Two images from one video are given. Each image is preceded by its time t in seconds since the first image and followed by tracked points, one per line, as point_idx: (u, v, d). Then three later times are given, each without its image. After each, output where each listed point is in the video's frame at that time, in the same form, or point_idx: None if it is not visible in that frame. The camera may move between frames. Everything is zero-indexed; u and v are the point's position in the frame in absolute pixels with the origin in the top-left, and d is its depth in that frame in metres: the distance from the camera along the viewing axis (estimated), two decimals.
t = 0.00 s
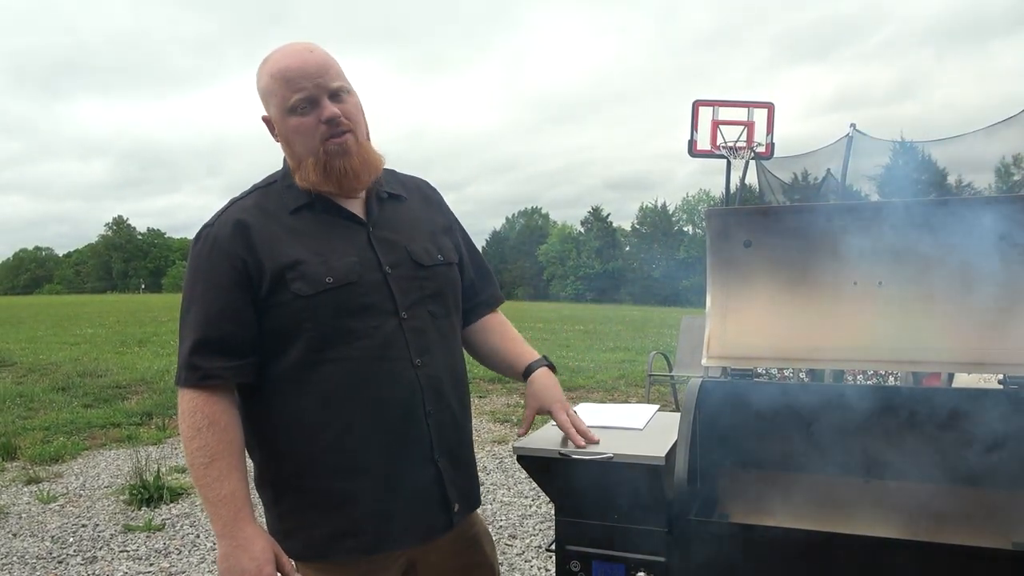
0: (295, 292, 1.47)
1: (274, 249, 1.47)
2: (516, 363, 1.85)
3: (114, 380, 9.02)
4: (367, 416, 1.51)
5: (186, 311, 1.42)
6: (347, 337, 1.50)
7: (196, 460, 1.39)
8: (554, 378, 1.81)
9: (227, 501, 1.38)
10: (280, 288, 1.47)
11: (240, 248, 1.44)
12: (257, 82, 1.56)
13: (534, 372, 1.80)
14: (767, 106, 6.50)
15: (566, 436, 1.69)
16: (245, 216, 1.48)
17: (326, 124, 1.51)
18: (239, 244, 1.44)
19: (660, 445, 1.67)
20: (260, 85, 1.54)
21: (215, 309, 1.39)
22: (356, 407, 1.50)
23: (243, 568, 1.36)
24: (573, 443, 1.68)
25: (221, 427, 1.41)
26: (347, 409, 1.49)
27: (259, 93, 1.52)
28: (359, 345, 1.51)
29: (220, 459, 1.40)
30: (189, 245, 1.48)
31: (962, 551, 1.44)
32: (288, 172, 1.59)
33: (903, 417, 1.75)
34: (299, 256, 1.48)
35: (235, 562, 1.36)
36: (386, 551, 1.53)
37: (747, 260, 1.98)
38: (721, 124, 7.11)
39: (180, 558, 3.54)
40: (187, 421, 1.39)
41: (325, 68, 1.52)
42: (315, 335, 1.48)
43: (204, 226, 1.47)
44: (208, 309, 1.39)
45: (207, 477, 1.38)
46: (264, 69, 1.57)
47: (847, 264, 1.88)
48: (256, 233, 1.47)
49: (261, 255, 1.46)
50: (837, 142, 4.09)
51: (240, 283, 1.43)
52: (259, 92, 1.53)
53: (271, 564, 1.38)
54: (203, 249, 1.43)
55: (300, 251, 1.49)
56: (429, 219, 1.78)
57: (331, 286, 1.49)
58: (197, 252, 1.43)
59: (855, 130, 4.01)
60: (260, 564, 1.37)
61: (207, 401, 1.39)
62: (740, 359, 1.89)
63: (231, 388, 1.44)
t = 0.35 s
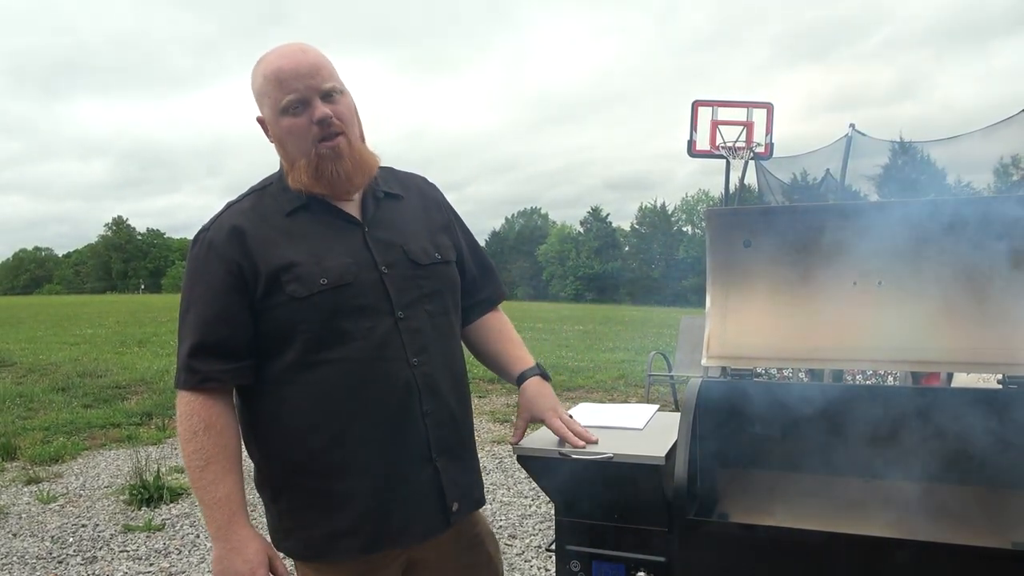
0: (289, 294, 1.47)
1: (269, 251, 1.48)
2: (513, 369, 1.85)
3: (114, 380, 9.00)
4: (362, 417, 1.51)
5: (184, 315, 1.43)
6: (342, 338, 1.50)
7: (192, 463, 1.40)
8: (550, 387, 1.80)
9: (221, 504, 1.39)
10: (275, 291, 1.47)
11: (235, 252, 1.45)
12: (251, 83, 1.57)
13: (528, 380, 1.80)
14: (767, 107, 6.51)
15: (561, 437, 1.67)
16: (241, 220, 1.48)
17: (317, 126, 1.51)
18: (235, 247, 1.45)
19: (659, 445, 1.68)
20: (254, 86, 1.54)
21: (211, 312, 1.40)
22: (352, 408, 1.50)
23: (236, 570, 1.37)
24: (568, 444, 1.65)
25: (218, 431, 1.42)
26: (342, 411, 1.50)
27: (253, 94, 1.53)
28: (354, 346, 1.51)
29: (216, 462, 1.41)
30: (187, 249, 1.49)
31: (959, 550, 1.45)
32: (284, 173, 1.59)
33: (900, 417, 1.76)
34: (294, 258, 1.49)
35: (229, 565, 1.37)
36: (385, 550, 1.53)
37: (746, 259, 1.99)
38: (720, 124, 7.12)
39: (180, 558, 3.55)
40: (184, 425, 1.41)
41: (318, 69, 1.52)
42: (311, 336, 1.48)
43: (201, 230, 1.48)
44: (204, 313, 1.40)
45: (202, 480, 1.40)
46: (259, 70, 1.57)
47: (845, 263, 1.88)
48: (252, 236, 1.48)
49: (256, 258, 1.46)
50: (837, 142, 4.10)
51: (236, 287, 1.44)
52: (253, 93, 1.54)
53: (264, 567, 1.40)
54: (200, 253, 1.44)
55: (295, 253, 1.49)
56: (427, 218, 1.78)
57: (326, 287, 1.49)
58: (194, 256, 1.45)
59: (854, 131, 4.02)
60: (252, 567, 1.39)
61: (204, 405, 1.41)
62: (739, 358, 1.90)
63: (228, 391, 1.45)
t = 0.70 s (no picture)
0: (288, 296, 1.47)
1: (268, 253, 1.48)
2: (514, 367, 1.85)
3: (112, 380, 8.99)
4: (360, 419, 1.51)
5: (183, 315, 1.43)
6: (341, 340, 1.50)
7: (190, 464, 1.40)
8: (550, 387, 1.80)
9: (219, 505, 1.39)
10: (274, 293, 1.47)
11: (234, 253, 1.45)
12: (253, 81, 1.57)
13: (528, 380, 1.80)
14: (767, 107, 6.53)
15: (561, 437, 1.67)
16: (240, 220, 1.48)
17: (317, 126, 1.51)
18: (234, 248, 1.45)
19: (659, 445, 1.67)
20: (255, 84, 1.54)
21: (210, 314, 1.40)
22: (350, 410, 1.50)
23: (233, 572, 1.37)
24: (568, 444, 1.65)
25: (217, 431, 1.42)
26: (341, 412, 1.50)
27: (253, 92, 1.53)
28: (353, 348, 1.51)
29: (214, 463, 1.41)
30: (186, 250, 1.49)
31: (957, 550, 1.45)
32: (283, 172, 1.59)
33: (899, 418, 1.76)
34: (293, 260, 1.49)
35: (225, 566, 1.37)
36: (383, 552, 1.53)
37: (747, 260, 1.99)
38: (720, 125, 7.12)
39: (179, 558, 3.55)
40: (183, 425, 1.41)
41: (319, 69, 1.52)
42: (309, 339, 1.48)
43: (200, 231, 1.48)
44: (203, 314, 1.40)
45: (200, 481, 1.39)
46: (261, 68, 1.57)
47: (846, 265, 1.89)
48: (251, 238, 1.47)
49: (255, 261, 1.46)
50: (836, 143, 4.10)
51: (235, 288, 1.44)
52: (254, 91, 1.54)
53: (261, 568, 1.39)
54: (199, 254, 1.44)
55: (294, 255, 1.49)
56: (427, 219, 1.78)
57: (324, 289, 1.49)
58: (193, 257, 1.45)
59: (854, 131, 4.02)
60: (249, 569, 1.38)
61: (203, 406, 1.41)
62: (738, 358, 1.90)
63: (226, 392, 1.45)
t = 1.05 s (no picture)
0: (288, 295, 1.47)
1: (268, 253, 1.47)
2: (514, 366, 1.85)
3: (111, 381, 8.98)
4: (360, 419, 1.51)
5: (182, 314, 1.43)
6: (340, 340, 1.50)
7: (190, 464, 1.40)
8: (550, 386, 1.80)
9: (219, 504, 1.39)
10: (273, 292, 1.47)
11: (233, 253, 1.45)
12: (256, 79, 1.56)
13: (528, 379, 1.79)
14: (766, 107, 6.53)
15: (561, 437, 1.67)
16: (240, 219, 1.48)
17: (319, 126, 1.51)
18: (234, 247, 1.45)
19: (659, 443, 1.67)
20: (257, 84, 1.54)
21: (210, 313, 1.40)
22: (350, 410, 1.50)
23: (233, 571, 1.37)
24: (568, 443, 1.65)
25: (216, 431, 1.42)
26: (341, 412, 1.50)
27: (256, 90, 1.53)
28: (353, 348, 1.51)
29: (214, 462, 1.41)
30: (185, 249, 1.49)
31: (957, 548, 1.45)
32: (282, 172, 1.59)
33: (899, 416, 1.76)
34: (292, 259, 1.49)
35: (226, 566, 1.37)
36: (383, 551, 1.54)
37: (746, 259, 1.98)
38: (719, 124, 7.13)
39: (179, 559, 3.54)
40: (183, 425, 1.40)
41: (323, 70, 1.52)
42: (309, 337, 1.48)
43: (199, 231, 1.47)
44: (203, 314, 1.40)
45: (199, 481, 1.39)
46: (264, 67, 1.57)
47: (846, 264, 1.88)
48: (250, 237, 1.47)
49: (255, 260, 1.46)
50: (835, 142, 4.10)
51: (235, 287, 1.44)
52: (256, 90, 1.53)
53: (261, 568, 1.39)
54: (198, 253, 1.44)
55: (293, 254, 1.49)
56: (426, 218, 1.77)
57: (324, 288, 1.49)
58: (193, 257, 1.44)
59: (853, 130, 4.01)
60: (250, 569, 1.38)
61: (202, 405, 1.41)
62: (738, 358, 1.90)
63: (225, 391, 1.45)
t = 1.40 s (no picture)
0: (288, 296, 1.47)
1: (268, 253, 1.47)
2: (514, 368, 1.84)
3: (112, 382, 8.99)
4: (361, 419, 1.51)
5: (183, 315, 1.43)
6: (341, 340, 1.50)
7: (192, 465, 1.40)
8: (550, 387, 1.80)
9: (222, 505, 1.39)
10: (274, 293, 1.47)
11: (234, 253, 1.45)
12: (257, 79, 1.56)
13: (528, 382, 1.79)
14: (765, 105, 6.53)
15: (561, 438, 1.67)
16: (240, 220, 1.48)
17: (319, 129, 1.51)
18: (235, 247, 1.45)
19: (658, 443, 1.67)
20: (258, 84, 1.54)
21: (210, 314, 1.40)
22: (350, 410, 1.50)
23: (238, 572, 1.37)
24: (568, 443, 1.65)
25: (218, 432, 1.42)
26: (341, 412, 1.49)
27: (257, 91, 1.52)
28: (353, 348, 1.51)
29: (216, 464, 1.41)
30: (185, 251, 1.49)
31: (957, 548, 1.45)
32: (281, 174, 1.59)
33: (899, 415, 1.76)
34: (293, 260, 1.49)
35: (230, 567, 1.37)
36: (384, 551, 1.53)
37: (746, 258, 1.98)
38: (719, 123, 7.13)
39: (180, 560, 3.54)
40: (184, 426, 1.40)
41: (325, 73, 1.51)
42: (310, 338, 1.48)
43: (200, 232, 1.47)
44: (203, 315, 1.40)
45: (202, 482, 1.39)
46: (266, 67, 1.56)
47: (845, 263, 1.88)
48: (251, 238, 1.47)
49: (255, 261, 1.46)
50: (835, 140, 4.09)
51: (235, 288, 1.44)
52: (257, 90, 1.53)
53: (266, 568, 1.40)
54: (199, 254, 1.44)
55: (294, 255, 1.49)
56: (425, 219, 1.77)
57: (325, 288, 1.49)
58: (193, 257, 1.44)
59: (852, 128, 4.01)
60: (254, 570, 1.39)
61: (204, 406, 1.41)
62: (738, 357, 1.89)
63: (227, 392, 1.45)
